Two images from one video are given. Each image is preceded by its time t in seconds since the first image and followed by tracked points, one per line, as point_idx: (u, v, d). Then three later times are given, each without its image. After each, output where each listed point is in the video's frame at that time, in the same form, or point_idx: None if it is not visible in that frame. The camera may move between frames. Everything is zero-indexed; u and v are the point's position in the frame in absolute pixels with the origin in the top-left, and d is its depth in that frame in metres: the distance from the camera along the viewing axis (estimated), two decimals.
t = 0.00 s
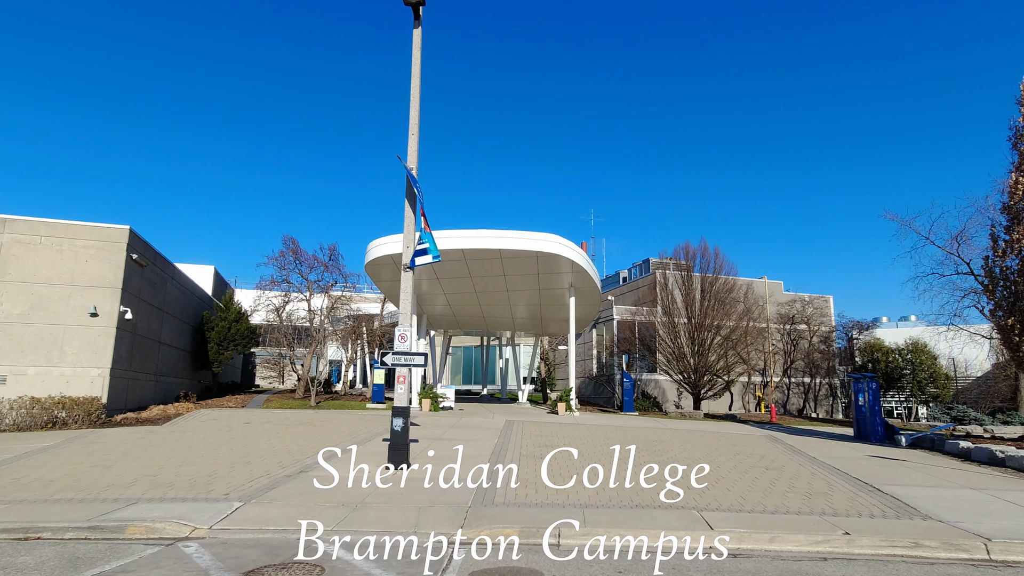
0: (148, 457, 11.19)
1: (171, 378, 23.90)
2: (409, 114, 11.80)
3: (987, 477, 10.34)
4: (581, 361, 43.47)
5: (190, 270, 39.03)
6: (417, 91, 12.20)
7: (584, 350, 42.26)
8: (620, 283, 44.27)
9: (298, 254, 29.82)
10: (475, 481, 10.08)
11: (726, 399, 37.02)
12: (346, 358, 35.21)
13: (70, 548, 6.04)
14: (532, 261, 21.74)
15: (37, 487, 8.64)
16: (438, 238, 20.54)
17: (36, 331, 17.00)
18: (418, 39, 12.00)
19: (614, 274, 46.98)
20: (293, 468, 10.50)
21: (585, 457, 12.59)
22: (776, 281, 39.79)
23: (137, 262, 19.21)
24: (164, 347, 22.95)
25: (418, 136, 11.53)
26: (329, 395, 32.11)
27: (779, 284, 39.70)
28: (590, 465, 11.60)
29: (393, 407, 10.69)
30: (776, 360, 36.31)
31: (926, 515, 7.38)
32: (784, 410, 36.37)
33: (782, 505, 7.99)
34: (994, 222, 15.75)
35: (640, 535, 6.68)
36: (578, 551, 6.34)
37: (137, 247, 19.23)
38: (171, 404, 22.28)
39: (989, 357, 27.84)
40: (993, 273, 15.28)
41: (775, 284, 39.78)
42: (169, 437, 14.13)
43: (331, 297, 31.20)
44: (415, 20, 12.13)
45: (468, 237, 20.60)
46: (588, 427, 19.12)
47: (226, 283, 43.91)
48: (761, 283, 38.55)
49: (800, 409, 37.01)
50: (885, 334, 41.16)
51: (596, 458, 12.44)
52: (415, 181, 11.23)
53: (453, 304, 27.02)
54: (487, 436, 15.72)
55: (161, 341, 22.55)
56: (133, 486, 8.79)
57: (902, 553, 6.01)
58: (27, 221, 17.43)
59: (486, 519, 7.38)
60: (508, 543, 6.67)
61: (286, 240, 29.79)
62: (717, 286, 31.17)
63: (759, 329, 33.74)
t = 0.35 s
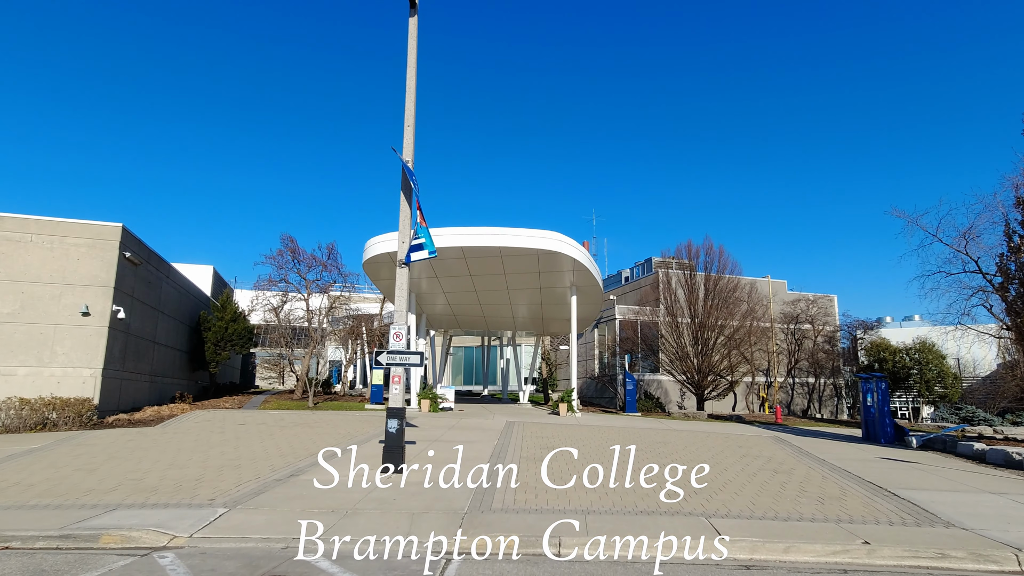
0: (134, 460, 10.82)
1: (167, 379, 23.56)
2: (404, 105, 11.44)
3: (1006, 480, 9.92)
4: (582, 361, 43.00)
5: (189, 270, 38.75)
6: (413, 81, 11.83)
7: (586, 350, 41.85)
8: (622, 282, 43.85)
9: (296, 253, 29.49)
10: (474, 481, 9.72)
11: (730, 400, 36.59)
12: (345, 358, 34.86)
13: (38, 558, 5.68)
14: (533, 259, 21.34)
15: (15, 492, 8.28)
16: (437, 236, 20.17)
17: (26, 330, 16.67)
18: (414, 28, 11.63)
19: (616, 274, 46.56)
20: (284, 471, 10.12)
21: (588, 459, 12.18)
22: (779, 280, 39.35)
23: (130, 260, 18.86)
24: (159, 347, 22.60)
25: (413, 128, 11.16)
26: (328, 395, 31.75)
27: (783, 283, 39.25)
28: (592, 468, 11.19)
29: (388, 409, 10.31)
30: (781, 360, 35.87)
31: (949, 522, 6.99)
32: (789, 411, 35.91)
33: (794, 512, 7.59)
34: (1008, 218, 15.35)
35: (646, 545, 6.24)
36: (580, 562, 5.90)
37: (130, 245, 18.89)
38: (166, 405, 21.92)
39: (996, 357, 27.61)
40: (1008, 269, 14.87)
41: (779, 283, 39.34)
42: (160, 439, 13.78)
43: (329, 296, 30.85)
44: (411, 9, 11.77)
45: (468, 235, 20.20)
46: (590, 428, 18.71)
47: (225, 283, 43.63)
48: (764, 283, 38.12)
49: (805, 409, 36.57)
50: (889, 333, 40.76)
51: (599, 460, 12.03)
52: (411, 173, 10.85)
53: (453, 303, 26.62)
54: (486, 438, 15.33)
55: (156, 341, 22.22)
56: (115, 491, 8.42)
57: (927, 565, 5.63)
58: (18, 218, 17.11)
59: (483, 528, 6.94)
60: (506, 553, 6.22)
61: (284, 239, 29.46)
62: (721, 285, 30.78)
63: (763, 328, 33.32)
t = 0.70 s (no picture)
0: (118, 463, 10.46)
1: (160, 378, 23.20)
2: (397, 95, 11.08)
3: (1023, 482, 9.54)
4: (583, 361, 42.56)
5: (186, 269, 38.38)
6: (406, 71, 11.47)
7: (586, 350, 41.43)
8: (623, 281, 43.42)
9: (292, 252, 29.13)
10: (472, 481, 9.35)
11: (732, 400, 36.16)
12: (343, 358, 34.47)
13: None
14: (532, 256, 20.96)
15: None
16: (434, 233, 19.79)
17: (14, 329, 16.32)
18: (407, 15, 11.26)
19: (617, 273, 46.13)
20: (272, 473, 9.76)
21: (588, 460, 11.80)
22: (782, 279, 38.92)
23: (122, 257, 18.49)
24: (152, 346, 22.24)
25: (407, 118, 10.80)
26: (325, 396, 31.36)
27: (785, 282, 38.83)
28: (591, 467, 10.85)
29: (380, 409, 9.96)
30: (783, 360, 35.45)
31: (969, 528, 6.63)
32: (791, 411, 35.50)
33: (805, 516, 7.23)
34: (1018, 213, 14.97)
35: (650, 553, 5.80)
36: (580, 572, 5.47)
37: (122, 242, 18.52)
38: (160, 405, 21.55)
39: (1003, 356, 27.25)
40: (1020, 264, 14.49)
41: (781, 281, 38.92)
42: (148, 441, 13.42)
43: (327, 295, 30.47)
44: None
45: (465, 232, 19.79)
46: (590, 429, 18.32)
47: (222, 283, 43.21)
48: (767, 282, 37.71)
49: (807, 409, 36.16)
50: (893, 332, 40.37)
51: (599, 461, 11.65)
52: (403, 165, 10.49)
53: (452, 302, 26.24)
54: (484, 439, 14.96)
55: (149, 341, 21.86)
56: (93, 495, 8.06)
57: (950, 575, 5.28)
58: (5, 215, 16.76)
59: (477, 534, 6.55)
60: (501, 562, 5.81)
61: (280, 237, 29.11)
62: (723, 284, 30.40)
63: (766, 328, 32.91)
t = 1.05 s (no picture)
0: (103, 465, 10.07)
1: (154, 378, 22.82)
2: (392, 85, 10.72)
3: None
4: (583, 361, 42.13)
5: (182, 268, 38.04)
6: (402, 60, 11.10)
7: (587, 350, 41.04)
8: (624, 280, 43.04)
9: (289, 250, 28.79)
10: (470, 483, 8.95)
11: (733, 400, 35.78)
12: (341, 358, 34.09)
13: None
14: (532, 254, 20.57)
15: None
16: (431, 229, 19.37)
17: (2, 327, 15.95)
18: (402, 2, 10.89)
19: (618, 272, 45.73)
20: (260, 476, 9.36)
21: (589, 461, 11.42)
22: (784, 278, 38.53)
23: (114, 254, 18.12)
24: (145, 346, 21.86)
25: (402, 108, 10.43)
26: (323, 395, 30.98)
27: (788, 281, 38.46)
28: (592, 469, 10.47)
29: (374, 409, 9.58)
30: (786, 359, 35.04)
31: (994, 535, 6.25)
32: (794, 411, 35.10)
33: (819, 522, 6.85)
34: None
35: (657, 562, 5.37)
36: None
37: (113, 238, 18.15)
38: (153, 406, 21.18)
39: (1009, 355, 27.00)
40: None
41: (784, 281, 38.54)
42: (137, 441, 13.03)
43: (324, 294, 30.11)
44: None
45: (464, 228, 19.36)
46: (592, 429, 17.92)
47: (220, 282, 42.84)
48: (769, 281, 37.27)
49: (810, 409, 35.76)
50: (897, 330, 40.00)
51: (601, 462, 11.27)
52: (398, 156, 10.12)
53: (451, 301, 25.84)
54: (482, 439, 14.58)
55: (142, 340, 21.48)
56: (71, 499, 7.69)
57: None
58: None
59: (472, 541, 6.14)
60: (496, 573, 5.39)
61: (277, 235, 28.79)
62: (725, 282, 30.05)
63: (769, 327, 32.51)
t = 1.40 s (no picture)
0: (86, 468, 9.71)
1: (147, 378, 22.45)
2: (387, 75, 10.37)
3: None
4: (583, 361, 41.77)
5: (179, 267, 37.71)
6: (397, 50, 10.75)
7: (587, 350, 40.67)
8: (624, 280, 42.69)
9: (285, 248, 28.44)
10: (466, 487, 8.61)
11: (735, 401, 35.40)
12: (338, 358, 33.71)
13: None
14: (531, 252, 20.21)
15: None
16: (429, 227, 19.00)
17: None
18: None
19: (618, 272, 45.34)
20: (249, 479, 9.01)
21: (590, 464, 11.06)
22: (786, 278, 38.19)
23: (104, 252, 17.77)
24: (138, 345, 21.49)
25: (397, 99, 10.09)
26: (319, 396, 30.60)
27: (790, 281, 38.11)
28: (594, 472, 10.12)
29: (367, 410, 9.22)
30: (788, 360, 34.67)
31: (1019, 544, 5.91)
32: (796, 412, 34.69)
33: (833, 530, 6.51)
34: None
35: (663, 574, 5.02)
36: None
37: (104, 236, 17.80)
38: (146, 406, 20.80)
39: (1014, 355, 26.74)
40: None
41: (786, 281, 38.19)
42: (125, 443, 12.66)
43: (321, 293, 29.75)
44: None
45: (462, 226, 18.98)
46: (592, 431, 17.56)
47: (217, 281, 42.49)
48: (771, 280, 36.85)
49: (812, 411, 35.39)
50: (900, 331, 39.69)
51: (602, 465, 10.91)
52: (392, 148, 9.77)
53: (449, 300, 25.48)
54: (480, 441, 14.22)
55: (135, 339, 21.13)
56: (47, 505, 7.33)
57: None
58: None
59: (467, 551, 5.79)
60: None
61: (274, 234, 28.48)
62: (727, 282, 29.73)
63: (771, 327, 32.15)
